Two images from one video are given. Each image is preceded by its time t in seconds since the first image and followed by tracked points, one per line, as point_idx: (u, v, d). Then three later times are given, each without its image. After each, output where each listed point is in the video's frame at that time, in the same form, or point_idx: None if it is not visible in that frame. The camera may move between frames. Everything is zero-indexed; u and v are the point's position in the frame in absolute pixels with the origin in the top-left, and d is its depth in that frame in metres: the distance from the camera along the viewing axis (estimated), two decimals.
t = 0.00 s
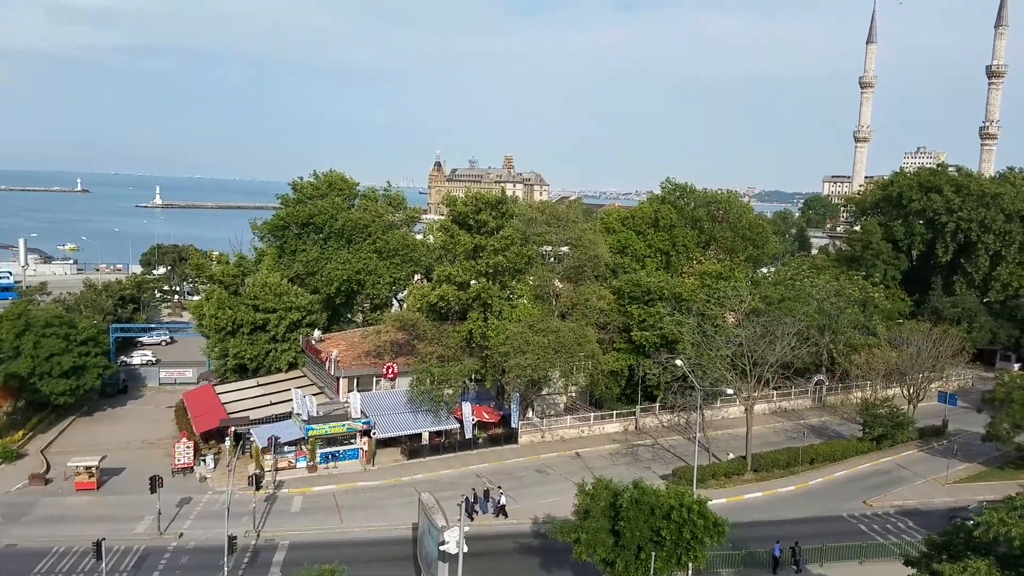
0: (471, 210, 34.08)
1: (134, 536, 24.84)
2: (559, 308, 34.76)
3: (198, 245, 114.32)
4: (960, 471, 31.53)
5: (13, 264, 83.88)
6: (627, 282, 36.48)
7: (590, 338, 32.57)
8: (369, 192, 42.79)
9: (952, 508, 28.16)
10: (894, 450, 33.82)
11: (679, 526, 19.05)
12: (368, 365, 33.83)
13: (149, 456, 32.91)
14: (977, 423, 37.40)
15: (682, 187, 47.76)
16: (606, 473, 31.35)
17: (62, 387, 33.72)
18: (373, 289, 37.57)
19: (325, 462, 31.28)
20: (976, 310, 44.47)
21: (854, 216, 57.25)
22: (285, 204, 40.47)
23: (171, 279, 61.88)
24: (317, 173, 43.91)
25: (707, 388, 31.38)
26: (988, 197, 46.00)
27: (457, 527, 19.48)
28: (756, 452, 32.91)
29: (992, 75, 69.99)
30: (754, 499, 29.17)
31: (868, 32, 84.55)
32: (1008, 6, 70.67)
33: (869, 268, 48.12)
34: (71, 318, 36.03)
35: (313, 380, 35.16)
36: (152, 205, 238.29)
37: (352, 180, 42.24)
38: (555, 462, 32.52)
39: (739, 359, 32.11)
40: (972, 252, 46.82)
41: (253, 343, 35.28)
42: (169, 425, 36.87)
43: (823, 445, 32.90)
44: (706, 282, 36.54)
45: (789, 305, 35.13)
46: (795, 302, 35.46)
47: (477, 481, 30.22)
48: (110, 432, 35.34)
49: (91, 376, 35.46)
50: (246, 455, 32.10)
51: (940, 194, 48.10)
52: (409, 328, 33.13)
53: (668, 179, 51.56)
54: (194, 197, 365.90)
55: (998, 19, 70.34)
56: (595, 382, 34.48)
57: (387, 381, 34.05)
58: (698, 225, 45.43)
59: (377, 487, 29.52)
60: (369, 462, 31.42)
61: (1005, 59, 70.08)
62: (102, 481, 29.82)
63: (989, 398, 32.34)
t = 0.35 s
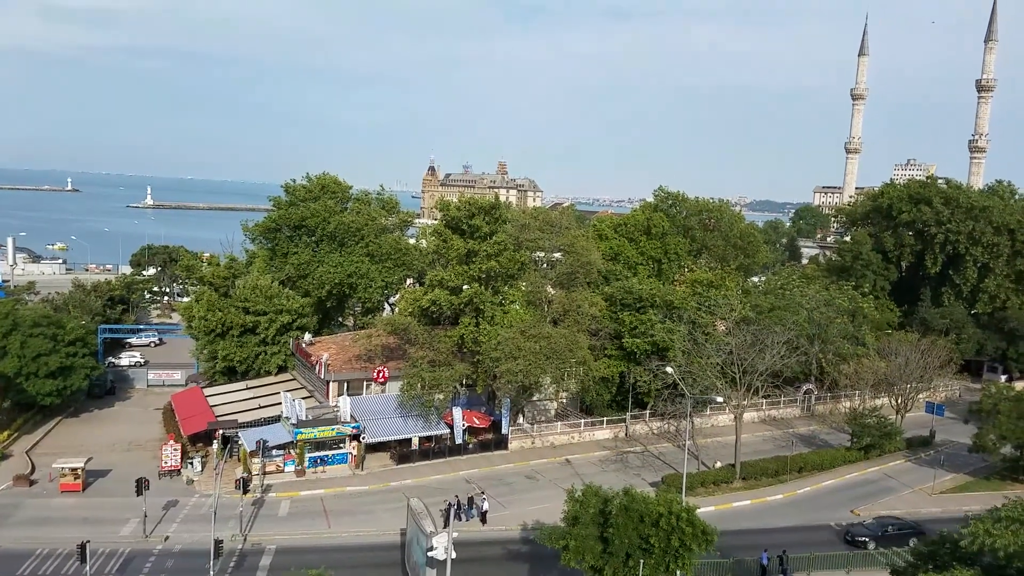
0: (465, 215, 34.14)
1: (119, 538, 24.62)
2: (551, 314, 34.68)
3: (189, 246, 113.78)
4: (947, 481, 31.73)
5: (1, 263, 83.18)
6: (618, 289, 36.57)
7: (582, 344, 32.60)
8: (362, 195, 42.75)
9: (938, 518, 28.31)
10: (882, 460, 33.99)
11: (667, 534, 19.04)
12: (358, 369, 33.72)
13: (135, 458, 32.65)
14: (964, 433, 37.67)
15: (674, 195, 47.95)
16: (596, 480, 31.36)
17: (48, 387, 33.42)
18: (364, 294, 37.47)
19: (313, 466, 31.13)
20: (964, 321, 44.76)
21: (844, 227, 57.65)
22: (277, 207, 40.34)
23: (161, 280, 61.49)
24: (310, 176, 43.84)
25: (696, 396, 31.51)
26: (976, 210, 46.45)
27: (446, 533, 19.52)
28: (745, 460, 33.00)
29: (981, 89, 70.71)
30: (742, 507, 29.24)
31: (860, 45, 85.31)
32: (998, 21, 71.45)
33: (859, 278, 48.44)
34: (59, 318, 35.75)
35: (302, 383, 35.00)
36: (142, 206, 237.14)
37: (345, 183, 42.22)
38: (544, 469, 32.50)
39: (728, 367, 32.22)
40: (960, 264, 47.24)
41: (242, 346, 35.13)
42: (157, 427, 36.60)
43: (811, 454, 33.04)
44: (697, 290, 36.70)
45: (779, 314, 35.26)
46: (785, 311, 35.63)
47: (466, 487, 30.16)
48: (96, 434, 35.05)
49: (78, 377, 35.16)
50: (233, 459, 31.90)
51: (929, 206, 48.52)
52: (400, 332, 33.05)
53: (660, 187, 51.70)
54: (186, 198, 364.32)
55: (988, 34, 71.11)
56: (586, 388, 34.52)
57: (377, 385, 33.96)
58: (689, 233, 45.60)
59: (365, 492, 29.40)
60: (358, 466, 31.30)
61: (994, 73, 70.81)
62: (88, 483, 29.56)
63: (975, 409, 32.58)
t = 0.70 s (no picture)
0: (454, 220, 34.11)
1: (105, 547, 24.38)
2: (540, 320, 34.70)
3: (176, 252, 113.14)
4: (933, 485, 31.96)
5: None
6: (607, 294, 36.61)
7: (571, 350, 32.62)
8: (351, 201, 42.64)
9: (925, 521, 28.51)
10: (869, 464, 34.20)
11: (657, 538, 19.03)
12: (347, 375, 33.58)
13: (121, 466, 32.37)
14: (950, 437, 37.97)
15: (662, 200, 48.12)
16: (585, 485, 31.37)
17: (33, 395, 33.09)
18: (352, 299, 37.37)
19: (301, 473, 30.96)
20: (949, 326, 45.13)
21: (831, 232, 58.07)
22: (265, 212, 40.17)
23: (147, 286, 61.04)
24: (298, 181, 43.71)
25: (685, 401, 31.58)
26: (961, 216, 46.83)
27: (435, 540, 19.54)
28: (733, 465, 33.11)
29: (966, 96, 71.48)
30: (731, 511, 29.33)
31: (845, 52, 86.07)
32: (981, 29, 72.29)
33: (845, 283, 48.78)
34: (44, 325, 35.42)
35: (290, 390, 34.82)
36: (129, 211, 235.51)
37: (333, 189, 42.13)
38: (534, 474, 32.46)
39: (717, 372, 32.32)
40: (945, 269, 47.64)
41: (229, 352, 34.91)
42: (143, 434, 36.31)
43: (799, 458, 33.20)
44: (685, 295, 36.82)
45: (767, 319, 35.43)
46: (773, 316, 35.81)
47: (455, 493, 30.09)
48: (82, 441, 34.72)
49: (63, 384, 34.83)
50: (221, 466, 31.69)
51: (914, 211, 48.99)
52: (389, 338, 32.94)
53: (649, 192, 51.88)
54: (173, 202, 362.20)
55: (972, 41, 71.92)
56: (575, 393, 34.53)
57: (365, 391, 33.85)
58: (678, 238, 45.77)
59: (354, 499, 29.26)
60: (346, 473, 31.16)
61: (978, 81, 71.60)
62: (73, 491, 29.28)
63: (961, 412, 32.84)
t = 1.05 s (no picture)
0: (440, 224, 34.07)
1: (86, 553, 24.09)
2: (526, 324, 34.63)
3: (159, 256, 112.15)
4: (915, 488, 32.22)
5: None
6: (593, 299, 36.65)
7: (557, 354, 32.61)
8: (336, 204, 42.49)
9: (907, 525, 28.72)
10: (852, 468, 34.43)
11: (642, 542, 19.09)
12: (332, 379, 33.41)
13: (103, 471, 32.02)
14: (932, 441, 38.30)
15: (647, 205, 48.30)
16: (571, 489, 31.36)
17: (13, 399, 32.67)
18: (337, 303, 37.10)
19: (285, 479, 30.73)
20: (931, 331, 45.55)
21: (814, 237, 58.54)
22: (249, 215, 39.97)
23: (130, 289, 60.45)
24: (283, 185, 43.51)
25: (670, 405, 31.69)
26: (943, 222, 47.34)
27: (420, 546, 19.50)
28: (718, 469, 33.23)
29: (947, 103, 72.28)
30: (716, 515, 29.43)
31: (829, 59, 86.77)
32: (963, 37, 73.11)
33: (829, 288, 49.15)
34: (24, 329, 35.01)
35: (275, 394, 34.60)
36: (113, 213, 233.33)
37: (319, 192, 41.99)
38: (519, 479, 32.40)
39: (701, 376, 32.46)
40: (927, 275, 48.12)
41: (213, 356, 34.65)
42: (125, 439, 35.93)
43: (783, 462, 33.38)
44: (670, 300, 36.97)
45: (750, 323, 35.64)
46: (757, 320, 36.02)
47: (440, 498, 29.98)
48: (62, 447, 34.31)
49: (44, 388, 34.40)
50: (204, 471, 31.43)
51: (897, 217, 49.54)
52: (374, 343, 32.80)
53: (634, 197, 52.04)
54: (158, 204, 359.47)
55: (954, 49, 72.72)
56: (561, 398, 34.53)
57: (351, 396, 33.70)
58: (663, 243, 45.97)
59: (338, 504, 29.09)
60: (331, 478, 30.99)
61: (959, 88, 72.41)
62: (54, 497, 28.91)
63: (943, 416, 33.11)
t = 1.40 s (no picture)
0: (428, 229, 34.02)
1: (68, 561, 23.78)
2: (514, 328, 34.52)
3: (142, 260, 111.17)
4: (899, 492, 32.46)
5: None
6: (581, 303, 36.69)
7: (545, 358, 32.60)
8: (323, 208, 42.38)
9: (892, 528, 28.92)
10: (838, 471, 34.64)
11: (630, 546, 19.10)
12: (318, 385, 33.22)
13: (86, 478, 31.64)
14: (916, 444, 38.63)
15: (634, 210, 48.55)
16: (559, 494, 31.33)
17: None
18: (324, 308, 36.76)
19: (271, 485, 30.47)
20: (915, 336, 45.99)
21: (799, 243, 59.01)
22: (235, 220, 39.73)
23: (114, 294, 59.85)
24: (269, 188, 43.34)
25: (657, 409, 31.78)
26: (926, 228, 47.88)
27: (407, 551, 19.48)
28: (705, 473, 33.32)
29: (929, 110, 73.12)
30: (703, 519, 29.48)
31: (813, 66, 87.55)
32: (944, 45, 74.05)
33: (813, 293, 49.51)
34: (6, 334, 34.57)
35: (260, 400, 34.37)
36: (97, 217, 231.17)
37: (306, 196, 41.90)
38: (506, 484, 32.34)
39: (688, 381, 32.58)
40: (911, 280, 48.60)
41: (197, 362, 34.35)
42: (108, 446, 35.54)
43: (769, 466, 33.52)
44: (657, 304, 37.09)
45: (736, 328, 35.82)
46: (743, 325, 36.20)
47: (427, 504, 29.85)
48: (45, 453, 33.87)
49: (26, 394, 33.97)
50: (188, 477, 31.14)
51: (881, 223, 49.94)
52: (361, 348, 32.63)
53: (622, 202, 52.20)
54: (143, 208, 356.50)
55: (935, 57, 73.66)
56: (549, 402, 34.52)
57: (337, 401, 33.44)
58: (650, 248, 46.16)
59: (325, 510, 28.89)
60: (317, 485, 30.78)
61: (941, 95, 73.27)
62: (35, 504, 28.53)
63: (926, 420, 33.39)
